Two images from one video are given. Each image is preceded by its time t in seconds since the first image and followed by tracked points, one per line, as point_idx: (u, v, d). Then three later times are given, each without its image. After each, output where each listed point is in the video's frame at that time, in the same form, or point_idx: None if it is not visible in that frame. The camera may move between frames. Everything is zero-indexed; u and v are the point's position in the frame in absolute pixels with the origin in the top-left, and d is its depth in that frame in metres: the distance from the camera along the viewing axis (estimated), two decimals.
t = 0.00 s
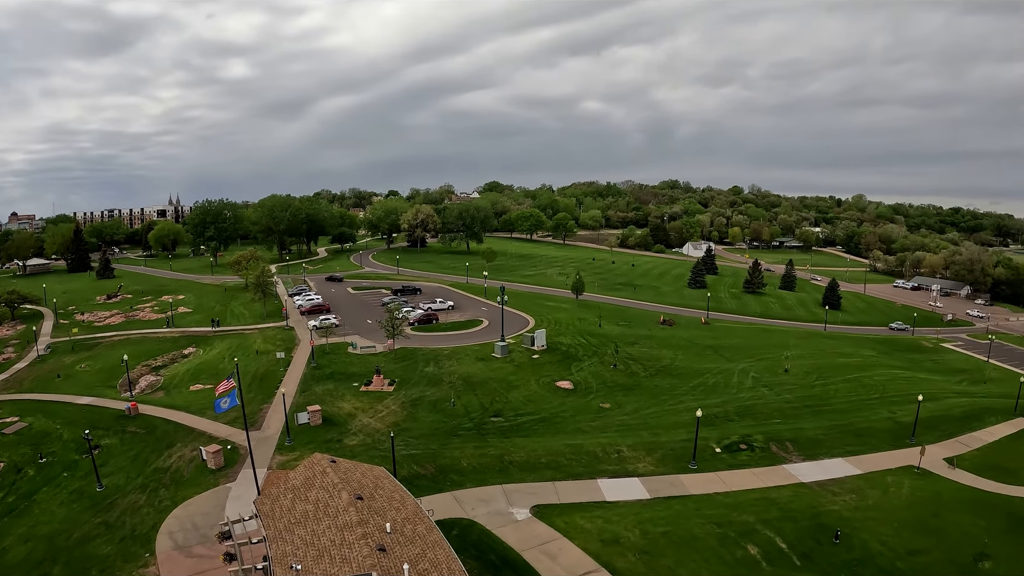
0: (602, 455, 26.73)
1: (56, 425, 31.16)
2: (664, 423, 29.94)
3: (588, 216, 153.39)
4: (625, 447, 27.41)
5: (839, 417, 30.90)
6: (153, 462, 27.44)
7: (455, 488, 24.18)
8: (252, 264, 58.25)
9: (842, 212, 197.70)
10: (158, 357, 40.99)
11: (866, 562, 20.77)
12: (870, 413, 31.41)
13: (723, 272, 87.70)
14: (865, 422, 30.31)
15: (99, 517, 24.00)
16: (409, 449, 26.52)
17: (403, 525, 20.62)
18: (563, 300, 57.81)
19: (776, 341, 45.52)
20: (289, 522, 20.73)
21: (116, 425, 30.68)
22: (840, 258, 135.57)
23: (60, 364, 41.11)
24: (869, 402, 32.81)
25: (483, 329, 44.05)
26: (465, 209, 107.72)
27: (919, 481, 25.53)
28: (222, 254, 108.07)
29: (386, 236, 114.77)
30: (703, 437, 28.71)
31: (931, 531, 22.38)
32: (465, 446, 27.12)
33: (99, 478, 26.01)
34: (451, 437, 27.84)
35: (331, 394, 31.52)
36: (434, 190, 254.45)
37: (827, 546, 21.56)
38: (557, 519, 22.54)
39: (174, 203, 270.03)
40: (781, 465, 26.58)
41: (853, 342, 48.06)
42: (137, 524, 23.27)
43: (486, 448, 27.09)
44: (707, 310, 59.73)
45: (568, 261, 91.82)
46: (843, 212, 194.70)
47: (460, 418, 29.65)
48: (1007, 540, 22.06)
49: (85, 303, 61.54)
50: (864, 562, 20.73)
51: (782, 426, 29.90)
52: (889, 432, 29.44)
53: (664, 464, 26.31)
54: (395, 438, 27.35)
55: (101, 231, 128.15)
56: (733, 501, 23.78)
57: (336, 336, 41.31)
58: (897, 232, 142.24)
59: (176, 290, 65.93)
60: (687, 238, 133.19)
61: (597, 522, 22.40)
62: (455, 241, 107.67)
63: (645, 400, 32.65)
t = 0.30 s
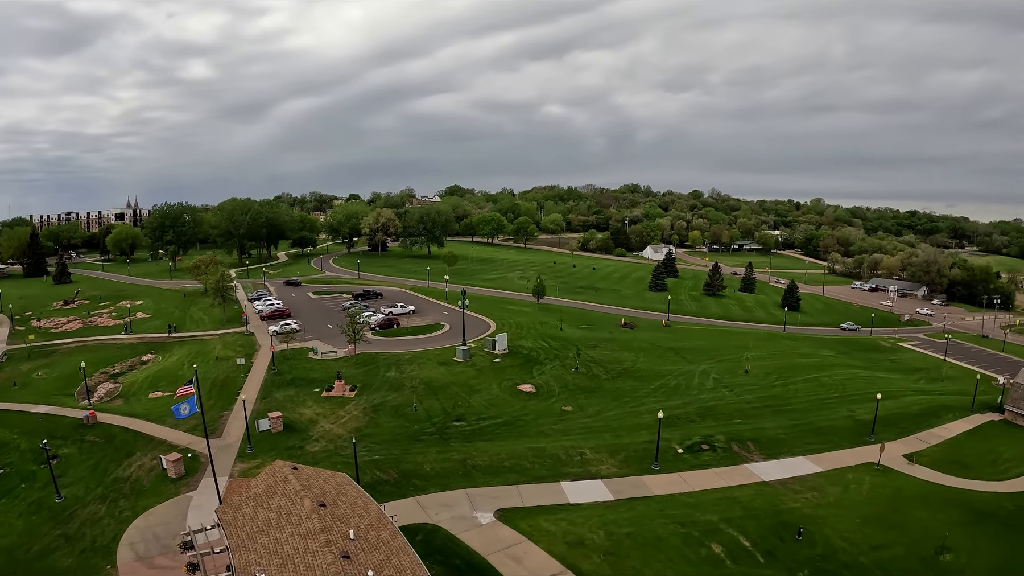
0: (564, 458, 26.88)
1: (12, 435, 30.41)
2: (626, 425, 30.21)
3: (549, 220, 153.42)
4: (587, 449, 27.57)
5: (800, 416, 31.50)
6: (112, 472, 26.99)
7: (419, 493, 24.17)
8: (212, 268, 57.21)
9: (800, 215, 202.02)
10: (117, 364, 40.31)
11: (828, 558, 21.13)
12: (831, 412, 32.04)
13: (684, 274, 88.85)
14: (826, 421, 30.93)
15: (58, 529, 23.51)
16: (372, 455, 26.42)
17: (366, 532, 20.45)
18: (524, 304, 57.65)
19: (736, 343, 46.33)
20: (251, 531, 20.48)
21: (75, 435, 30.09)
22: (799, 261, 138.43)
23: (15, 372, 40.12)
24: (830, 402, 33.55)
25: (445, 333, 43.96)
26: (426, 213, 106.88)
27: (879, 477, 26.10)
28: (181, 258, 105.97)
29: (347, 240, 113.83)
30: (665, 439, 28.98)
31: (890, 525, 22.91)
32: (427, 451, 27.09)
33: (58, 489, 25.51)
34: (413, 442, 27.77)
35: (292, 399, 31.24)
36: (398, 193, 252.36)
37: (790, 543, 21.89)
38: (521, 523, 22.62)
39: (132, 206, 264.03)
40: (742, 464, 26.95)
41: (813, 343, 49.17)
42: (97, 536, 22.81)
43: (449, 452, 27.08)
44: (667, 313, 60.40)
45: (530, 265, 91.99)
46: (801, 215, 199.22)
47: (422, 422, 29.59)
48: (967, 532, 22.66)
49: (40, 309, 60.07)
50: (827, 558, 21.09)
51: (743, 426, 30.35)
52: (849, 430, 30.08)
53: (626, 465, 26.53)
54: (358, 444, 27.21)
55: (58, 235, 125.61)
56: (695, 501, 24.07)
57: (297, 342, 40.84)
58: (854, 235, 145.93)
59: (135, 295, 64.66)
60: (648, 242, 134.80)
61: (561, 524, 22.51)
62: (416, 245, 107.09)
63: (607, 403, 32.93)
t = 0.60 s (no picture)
0: (524, 460, 26.93)
1: None
2: (585, 427, 30.40)
3: (507, 223, 152.93)
4: (547, 451, 27.67)
5: (757, 415, 32.08)
6: (65, 484, 26.24)
7: (379, 499, 24.05)
8: (167, 273, 55.90)
9: (756, 217, 206.65)
10: (70, 372, 39.23)
11: (787, 553, 21.51)
12: (788, 410, 32.70)
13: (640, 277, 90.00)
14: (783, 419, 31.55)
15: (10, 544, 22.74)
16: (331, 461, 26.17)
17: (326, 539, 20.15)
18: (482, 307, 57.70)
19: (695, 344, 47.03)
20: (210, 541, 20.05)
21: (26, 446, 29.15)
22: (754, 262, 141.37)
23: None
24: (786, 400, 34.26)
25: (402, 336, 43.72)
26: (383, 216, 105.69)
27: (835, 472, 26.70)
28: (135, 263, 103.37)
29: (304, 244, 112.13)
30: (624, 439, 29.23)
31: (847, 518, 23.43)
32: (387, 456, 26.91)
33: (10, 502, 24.68)
34: (372, 447, 27.59)
35: (249, 405, 30.78)
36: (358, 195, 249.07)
37: (750, 539, 22.23)
38: (482, 526, 22.61)
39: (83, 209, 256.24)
40: (701, 463, 27.32)
41: (769, 343, 50.25)
42: (52, 550, 22.10)
43: (408, 457, 26.95)
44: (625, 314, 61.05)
45: (487, 268, 91.84)
46: (756, 218, 203.81)
47: (381, 427, 29.39)
48: (923, 524, 23.30)
49: None
50: (785, 553, 21.47)
51: (701, 426, 30.77)
52: (807, 427, 30.72)
53: (586, 467, 26.69)
54: (317, 451, 26.90)
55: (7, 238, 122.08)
56: (655, 501, 24.31)
57: (253, 347, 40.17)
58: (810, 237, 149.53)
59: (88, 301, 62.93)
60: (605, 244, 136.39)
61: (523, 527, 22.54)
62: (373, 248, 106.30)
63: (565, 405, 33.14)
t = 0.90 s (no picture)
0: (480, 463, 26.89)
1: None
2: (541, 429, 30.52)
3: (460, 226, 152.05)
4: (503, 454, 27.68)
5: (711, 414, 32.65)
6: (14, 498, 25.24)
7: (336, 506, 23.72)
8: (117, 279, 54.30)
9: (708, 219, 211.18)
10: (17, 382, 37.79)
11: (743, 548, 21.87)
12: (742, 408, 33.39)
13: (595, 279, 90.91)
14: (738, 418, 32.19)
15: None
16: (286, 469, 25.72)
17: (284, 548, 19.61)
18: (435, 310, 57.50)
19: (651, 345, 47.65)
20: (164, 553, 19.37)
21: None
22: (706, 263, 144.27)
23: None
24: (739, 399, 34.95)
25: (355, 340, 43.24)
26: (336, 220, 105.74)
27: (788, 468, 27.31)
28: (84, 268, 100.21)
29: (256, 247, 109.23)
30: (580, 441, 29.41)
31: (802, 512, 23.96)
32: (342, 463, 26.58)
33: None
34: (327, 453, 27.22)
35: (202, 412, 30.11)
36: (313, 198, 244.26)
37: (707, 536, 22.52)
38: (441, 531, 22.47)
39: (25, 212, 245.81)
40: (657, 463, 27.64)
41: (723, 343, 51.28)
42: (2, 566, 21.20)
43: (364, 463, 26.67)
44: (577, 317, 61.59)
45: (439, 272, 91.25)
46: (709, 220, 208.10)
47: (336, 433, 29.02)
48: (876, 516, 23.96)
49: None
50: (741, 549, 21.82)
51: (656, 426, 31.15)
52: (760, 425, 31.39)
53: (543, 469, 26.78)
54: (271, 458, 26.41)
55: None
56: (613, 501, 24.50)
57: (205, 353, 39.27)
58: (761, 238, 153.43)
59: (33, 308, 60.54)
60: (558, 246, 137.61)
61: (482, 531, 22.46)
62: (326, 252, 104.34)
63: (521, 407, 33.21)
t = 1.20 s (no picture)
0: (436, 467, 26.78)
1: None
2: (496, 432, 30.55)
3: (412, 228, 150.65)
4: (459, 457, 27.61)
5: (665, 413, 33.12)
6: None
7: (291, 513, 23.35)
8: (65, 284, 52.58)
9: (660, 221, 214.60)
10: None
11: (700, 544, 22.14)
12: (697, 406, 33.97)
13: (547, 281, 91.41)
14: (693, 416, 32.72)
15: None
16: (239, 477, 25.24)
17: (241, 558, 19.06)
18: (388, 313, 56.94)
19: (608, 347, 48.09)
20: (117, 567, 18.68)
21: None
22: (658, 265, 146.50)
23: None
24: (693, 397, 35.55)
25: (308, 344, 42.56)
26: (286, 224, 106.42)
27: (742, 464, 27.80)
28: (29, 273, 96.46)
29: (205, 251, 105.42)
30: (535, 442, 29.49)
31: (757, 508, 24.35)
32: (297, 469, 26.20)
33: None
34: (281, 460, 26.81)
35: (153, 420, 29.34)
36: (266, 200, 238.96)
37: (664, 534, 22.72)
38: (398, 535, 22.26)
39: None
40: (613, 462, 27.87)
41: (677, 343, 52.16)
42: None
43: (319, 469, 26.35)
44: (531, 318, 61.87)
45: (392, 275, 90.53)
46: (660, 221, 211.63)
47: (289, 440, 28.60)
48: (830, 509, 24.48)
49: None
50: (698, 545, 22.08)
51: (611, 425, 31.43)
52: (714, 423, 31.95)
53: (499, 471, 26.79)
54: (225, 467, 25.89)
55: None
56: (570, 501, 24.60)
57: (156, 360, 38.29)
58: (711, 239, 156.79)
59: None
60: (511, 248, 138.02)
61: (439, 534, 22.32)
62: (278, 256, 103.90)
63: (475, 410, 33.20)
